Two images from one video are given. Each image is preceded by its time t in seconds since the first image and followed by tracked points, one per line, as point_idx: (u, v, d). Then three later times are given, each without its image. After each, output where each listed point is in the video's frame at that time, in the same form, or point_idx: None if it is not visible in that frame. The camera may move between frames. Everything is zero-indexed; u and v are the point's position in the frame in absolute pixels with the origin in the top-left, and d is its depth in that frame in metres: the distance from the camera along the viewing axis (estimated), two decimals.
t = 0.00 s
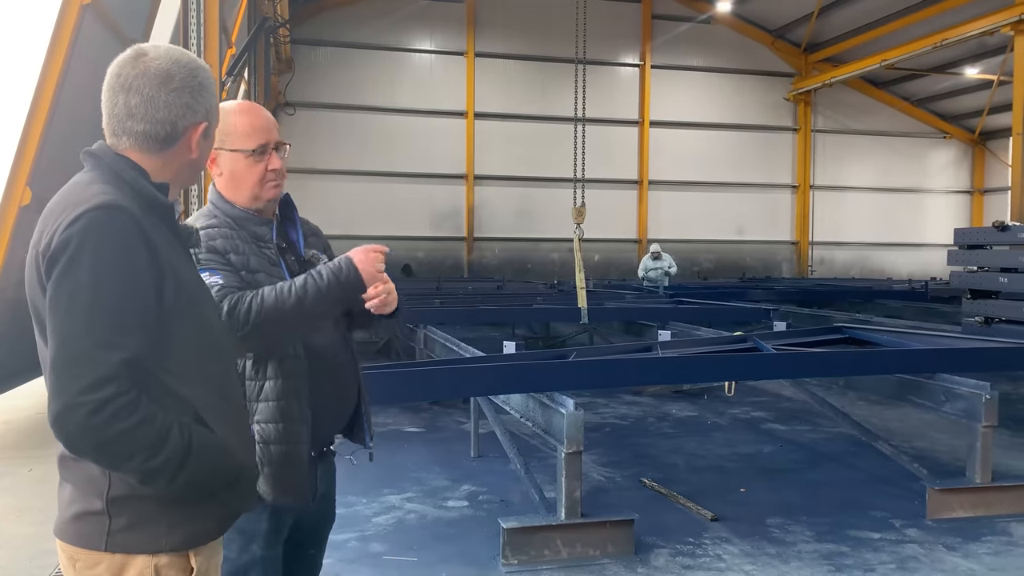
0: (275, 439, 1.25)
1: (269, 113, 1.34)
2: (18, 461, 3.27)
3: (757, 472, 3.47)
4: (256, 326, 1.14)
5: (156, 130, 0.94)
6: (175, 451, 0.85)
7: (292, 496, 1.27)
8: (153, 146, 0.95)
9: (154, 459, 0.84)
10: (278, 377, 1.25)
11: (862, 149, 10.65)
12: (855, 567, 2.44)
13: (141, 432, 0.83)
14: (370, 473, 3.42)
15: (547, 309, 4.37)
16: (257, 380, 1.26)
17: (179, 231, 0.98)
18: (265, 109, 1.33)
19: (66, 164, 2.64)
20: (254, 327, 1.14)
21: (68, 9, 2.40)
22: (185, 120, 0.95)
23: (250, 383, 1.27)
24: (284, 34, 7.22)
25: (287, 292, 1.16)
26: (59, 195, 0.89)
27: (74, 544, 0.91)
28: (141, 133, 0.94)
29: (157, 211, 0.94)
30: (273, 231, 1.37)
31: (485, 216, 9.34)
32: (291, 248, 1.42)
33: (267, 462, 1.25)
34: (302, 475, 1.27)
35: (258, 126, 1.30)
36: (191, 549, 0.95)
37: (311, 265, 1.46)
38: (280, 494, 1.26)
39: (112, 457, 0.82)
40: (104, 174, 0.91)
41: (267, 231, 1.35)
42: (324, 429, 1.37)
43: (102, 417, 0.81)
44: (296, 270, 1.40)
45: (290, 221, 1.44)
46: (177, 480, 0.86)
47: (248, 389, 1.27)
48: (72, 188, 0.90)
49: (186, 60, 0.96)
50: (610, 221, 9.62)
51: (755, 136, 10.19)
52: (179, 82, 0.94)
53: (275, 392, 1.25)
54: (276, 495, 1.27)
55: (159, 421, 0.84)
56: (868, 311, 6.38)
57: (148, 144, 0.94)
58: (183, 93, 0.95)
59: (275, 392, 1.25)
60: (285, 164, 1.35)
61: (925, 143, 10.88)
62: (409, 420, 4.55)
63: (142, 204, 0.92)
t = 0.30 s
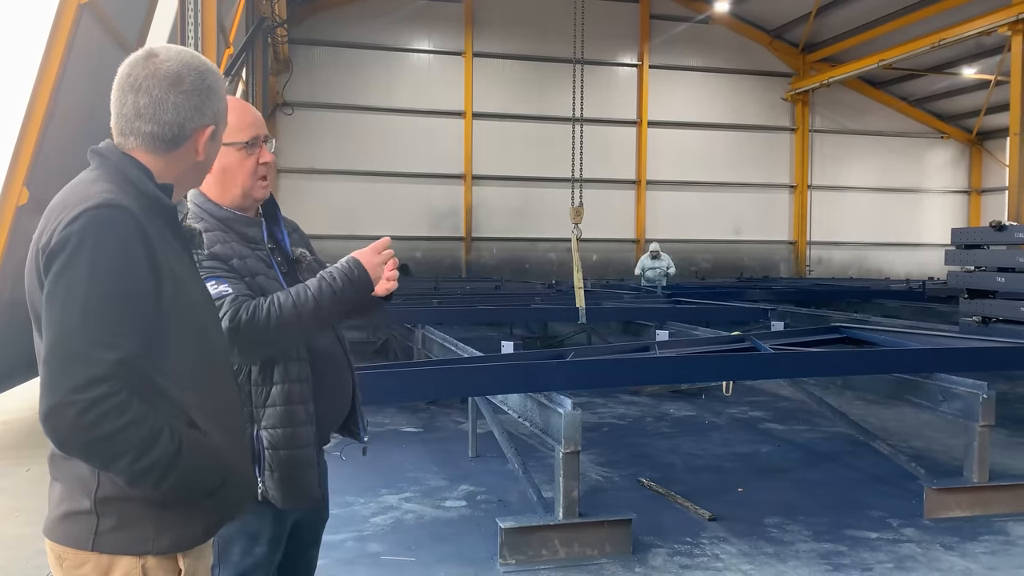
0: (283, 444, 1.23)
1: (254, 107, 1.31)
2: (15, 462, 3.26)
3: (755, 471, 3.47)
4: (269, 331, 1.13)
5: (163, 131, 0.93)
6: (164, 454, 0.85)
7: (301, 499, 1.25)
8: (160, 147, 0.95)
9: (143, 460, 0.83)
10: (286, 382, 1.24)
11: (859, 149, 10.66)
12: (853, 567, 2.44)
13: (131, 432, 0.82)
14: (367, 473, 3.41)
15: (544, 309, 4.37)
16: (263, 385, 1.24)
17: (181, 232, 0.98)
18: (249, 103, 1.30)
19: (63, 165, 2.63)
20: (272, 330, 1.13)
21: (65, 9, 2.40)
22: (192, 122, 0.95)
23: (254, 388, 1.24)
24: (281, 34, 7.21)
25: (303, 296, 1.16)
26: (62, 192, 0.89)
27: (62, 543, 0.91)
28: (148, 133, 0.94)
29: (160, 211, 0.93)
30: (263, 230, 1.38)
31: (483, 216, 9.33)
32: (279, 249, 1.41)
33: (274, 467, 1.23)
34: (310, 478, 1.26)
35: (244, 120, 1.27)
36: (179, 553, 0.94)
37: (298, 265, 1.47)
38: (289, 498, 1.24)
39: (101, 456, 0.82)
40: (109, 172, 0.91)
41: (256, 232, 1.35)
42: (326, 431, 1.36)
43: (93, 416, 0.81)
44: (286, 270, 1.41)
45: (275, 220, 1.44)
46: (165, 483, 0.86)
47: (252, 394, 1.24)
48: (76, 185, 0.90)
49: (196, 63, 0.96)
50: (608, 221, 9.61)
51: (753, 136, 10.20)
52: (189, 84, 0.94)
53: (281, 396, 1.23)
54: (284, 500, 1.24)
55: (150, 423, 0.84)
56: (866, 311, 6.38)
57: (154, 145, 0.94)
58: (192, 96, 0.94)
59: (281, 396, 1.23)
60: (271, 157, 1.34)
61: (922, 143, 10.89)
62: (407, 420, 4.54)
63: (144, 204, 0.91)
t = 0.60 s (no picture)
0: (286, 444, 1.23)
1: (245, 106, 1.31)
2: (13, 462, 3.26)
3: (753, 471, 3.47)
4: (276, 330, 1.12)
5: (161, 131, 0.93)
6: (159, 453, 0.85)
7: (303, 498, 1.25)
8: (158, 147, 0.94)
9: (137, 459, 0.83)
10: (288, 382, 1.24)
11: (857, 149, 10.67)
12: (850, 566, 2.44)
13: (127, 431, 0.82)
14: (366, 473, 3.41)
15: (542, 309, 4.37)
16: (265, 385, 1.23)
17: (180, 231, 0.98)
18: (241, 102, 1.30)
19: (60, 164, 2.62)
20: (280, 329, 1.12)
21: (64, 8, 2.40)
22: (190, 121, 0.94)
23: (256, 388, 1.23)
24: (279, 34, 7.20)
25: (310, 293, 1.13)
26: (60, 190, 0.89)
27: (60, 544, 0.91)
28: (146, 132, 0.93)
29: (158, 210, 0.93)
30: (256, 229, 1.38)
31: (481, 216, 9.33)
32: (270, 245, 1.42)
33: (277, 467, 1.23)
34: (311, 477, 1.26)
35: (239, 119, 1.27)
36: (175, 553, 0.94)
37: (289, 263, 1.47)
38: (291, 497, 1.24)
39: (96, 454, 0.82)
40: (106, 171, 0.91)
41: (251, 232, 1.35)
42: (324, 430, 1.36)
43: (87, 415, 0.80)
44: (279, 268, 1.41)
45: (264, 219, 1.43)
46: (160, 482, 0.85)
47: (253, 394, 1.23)
48: (73, 183, 0.89)
49: (194, 63, 0.95)
50: (607, 221, 9.62)
51: (750, 136, 10.20)
52: (187, 83, 0.94)
53: (283, 397, 1.23)
54: (286, 499, 1.24)
55: (145, 422, 0.83)
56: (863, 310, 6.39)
57: (152, 144, 0.94)
58: (190, 95, 0.94)
59: (282, 397, 1.23)
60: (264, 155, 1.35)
61: (919, 143, 10.91)
62: (404, 420, 4.54)
63: (142, 203, 0.91)
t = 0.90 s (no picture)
0: (287, 441, 1.22)
1: (251, 105, 1.31)
2: (10, 463, 3.25)
3: (751, 471, 3.47)
4: (284, 327, 1.12)
5: (154, 129, 0.93)
6: (157, 453, 0.84)
7: (301, 496, 1.24)
8: (152, 145, 0.94)
9: (134, 460, 0.83)
10: (291, 380, 1.23)
11: (855, 149, 10.68)
12: (848, 566, 2.44)
13: (124, 431, 0.82)
14: (364, 473, 3.41)
15: (540, 309, 4.36)
16: (267, 382, 1.22)
17: (176, 230, 0.97)
18: (246, 101, 1.30)
19: (56, 164, 2.61)
20: (290, 325, 1.12)
21: (61, 7, 2.40)
22: (185, 119, 0.94)
23: (258, 385, 1.22)
24: (277, 33, 7.20)
25: (321, 293, 1.15)
26: (55, 189, 0.89)
27: (58, 546, 0.90)
28: (140, 130, 0.93)
29: (153, 208, 0.93)
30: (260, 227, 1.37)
31: (480, 216, 9.32)
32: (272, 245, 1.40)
33: (277, 464, 1.22)
34: (310, 475, 1.25)
35: (248, 116, 1.28)
36: (175, 554, 0.94)
37: (289, 262, 1.46)
38: (290, 494, 1.23)
39: (93, 455, 0.81)
40: (101, 170, 0.90)
41: (254, 229, 1.34)
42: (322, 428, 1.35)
43: (84, 415, 0.80)
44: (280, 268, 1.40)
45: (266, 217, 1.42)
46: (158, 481, 0.85)
47: (255, 391, 1.22)
48: (68, 183, 0.89)
49: (189, 60, 0.95)
50: (605, 221, 9.62)
51: (748, 136, 10.21)
52: (181, 81, 0.93)
53: (285, 394, 1.22)
54: (284, 498, 1.23)
55: (142, 422, 0.83)
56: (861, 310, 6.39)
57: (146, 141, 0.93)
58: (184, 93, 0.94)
59: (284, 393, 1.22)
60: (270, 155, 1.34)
61: (917, 143, 10.92)
62: (403, 420, 4.53)
63: (138, 202, 0.91)
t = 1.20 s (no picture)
0: (297, 438, 1.21)
1: (259, 115, 1.29)
2: (7, 463, 3.24)
3: (749, 471, 3.47)
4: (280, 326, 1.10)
5: (151, 128, 0.92)
6: (156, 453, 0.84)
7: (315, 493, 1.23)
8: (150, 144, 0.93)
9: (133, 460, 0.82)
10: (300, 377, 1.22)
11: (852, 149, 10.69)
12: (846, 565, 2.45)
13: (122, 433, 0.81)
14: (362, 473, 3.40)
15: (538, 309, 4.36)
16: (277, 380, 1.22)
17: (174, 231, 0.97)
18: (255, 111, 1.28)
19: (54, 163, 2.62)
20: (285, 327, 1.11)
21: (58, 6, 2.40)
22: (182, 118, 0.94)
23: (268, 384, 1.22)
24: (275, 33, 7.19)
25: (310, 292, 1.10)
26: (51, 190, 0.88)
27: (56, 547, 0.90)
28: (137, 130, 0.93)
29: (151, 208, 0.92)
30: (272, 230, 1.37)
31: (478, 216, 9.32)
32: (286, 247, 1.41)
33: (288, 461, 1.21)
34: (323, 472, 1.24)
35: (253, 129, 1.26)
36: (173, 554, 0.93)
37: (305, 262, 1.45)
38: (302, 492, 1.22)
39: (91, 457, 0.81)
40: (98, 170, 0.90)
41: (265, 232, 1.34)
42: (339, 424, 1.34)
43: (81, 417, 0.80)
44: (292, 268, 1.39)
45: (281, 220, 1.42)
46: (157, 483, 0.84)
47: (265, 390, 1.22)
48: (64, 183, 0.88)
49: (185, 59, 0.94)
50: (603, 221, 9.61)
51: (746, 136, 10.21)
52: (178, 80, 0.93)
53: (296, 391, 1.22)
54: (298, 494, 1.22)
55: (140, 422, 0.82)
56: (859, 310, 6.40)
57: (143, 141, 0.93)
58: (181, 92, 0.93)
59: (295, 391, 1.22)
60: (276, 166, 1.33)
61: (915, 143, 10.93)
62: (401, 420, 4.53)
63: (135, 201, 0.90)
